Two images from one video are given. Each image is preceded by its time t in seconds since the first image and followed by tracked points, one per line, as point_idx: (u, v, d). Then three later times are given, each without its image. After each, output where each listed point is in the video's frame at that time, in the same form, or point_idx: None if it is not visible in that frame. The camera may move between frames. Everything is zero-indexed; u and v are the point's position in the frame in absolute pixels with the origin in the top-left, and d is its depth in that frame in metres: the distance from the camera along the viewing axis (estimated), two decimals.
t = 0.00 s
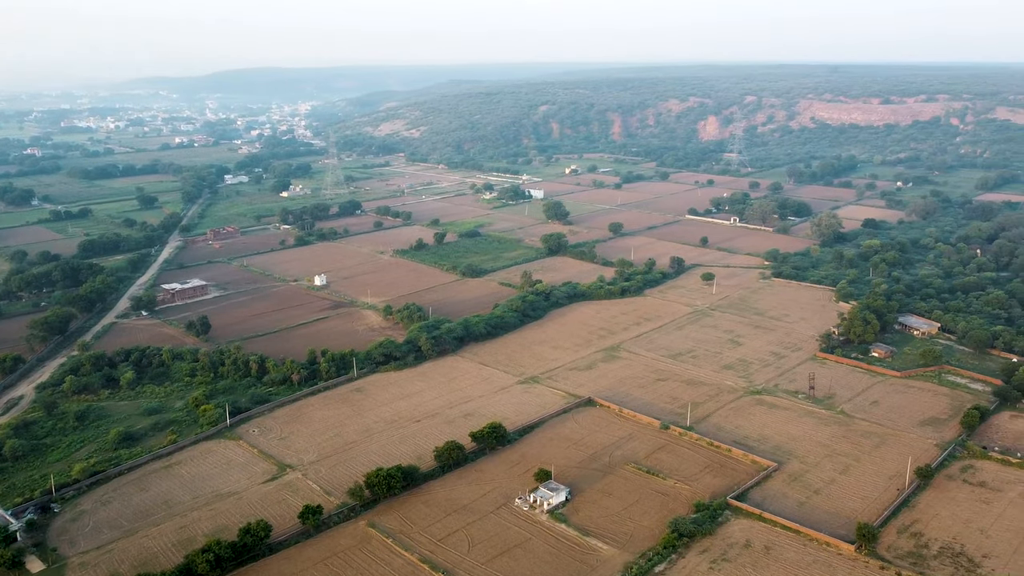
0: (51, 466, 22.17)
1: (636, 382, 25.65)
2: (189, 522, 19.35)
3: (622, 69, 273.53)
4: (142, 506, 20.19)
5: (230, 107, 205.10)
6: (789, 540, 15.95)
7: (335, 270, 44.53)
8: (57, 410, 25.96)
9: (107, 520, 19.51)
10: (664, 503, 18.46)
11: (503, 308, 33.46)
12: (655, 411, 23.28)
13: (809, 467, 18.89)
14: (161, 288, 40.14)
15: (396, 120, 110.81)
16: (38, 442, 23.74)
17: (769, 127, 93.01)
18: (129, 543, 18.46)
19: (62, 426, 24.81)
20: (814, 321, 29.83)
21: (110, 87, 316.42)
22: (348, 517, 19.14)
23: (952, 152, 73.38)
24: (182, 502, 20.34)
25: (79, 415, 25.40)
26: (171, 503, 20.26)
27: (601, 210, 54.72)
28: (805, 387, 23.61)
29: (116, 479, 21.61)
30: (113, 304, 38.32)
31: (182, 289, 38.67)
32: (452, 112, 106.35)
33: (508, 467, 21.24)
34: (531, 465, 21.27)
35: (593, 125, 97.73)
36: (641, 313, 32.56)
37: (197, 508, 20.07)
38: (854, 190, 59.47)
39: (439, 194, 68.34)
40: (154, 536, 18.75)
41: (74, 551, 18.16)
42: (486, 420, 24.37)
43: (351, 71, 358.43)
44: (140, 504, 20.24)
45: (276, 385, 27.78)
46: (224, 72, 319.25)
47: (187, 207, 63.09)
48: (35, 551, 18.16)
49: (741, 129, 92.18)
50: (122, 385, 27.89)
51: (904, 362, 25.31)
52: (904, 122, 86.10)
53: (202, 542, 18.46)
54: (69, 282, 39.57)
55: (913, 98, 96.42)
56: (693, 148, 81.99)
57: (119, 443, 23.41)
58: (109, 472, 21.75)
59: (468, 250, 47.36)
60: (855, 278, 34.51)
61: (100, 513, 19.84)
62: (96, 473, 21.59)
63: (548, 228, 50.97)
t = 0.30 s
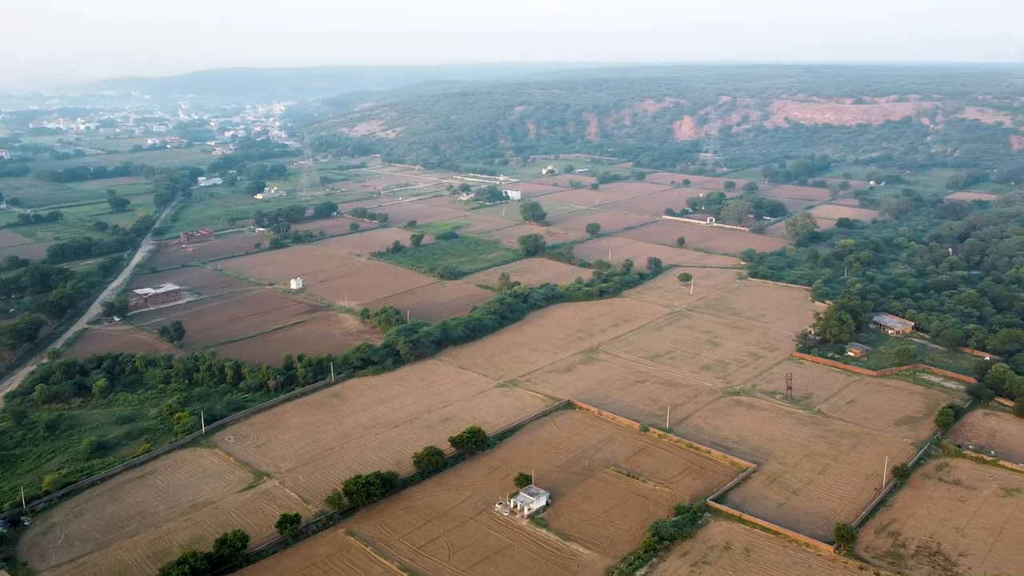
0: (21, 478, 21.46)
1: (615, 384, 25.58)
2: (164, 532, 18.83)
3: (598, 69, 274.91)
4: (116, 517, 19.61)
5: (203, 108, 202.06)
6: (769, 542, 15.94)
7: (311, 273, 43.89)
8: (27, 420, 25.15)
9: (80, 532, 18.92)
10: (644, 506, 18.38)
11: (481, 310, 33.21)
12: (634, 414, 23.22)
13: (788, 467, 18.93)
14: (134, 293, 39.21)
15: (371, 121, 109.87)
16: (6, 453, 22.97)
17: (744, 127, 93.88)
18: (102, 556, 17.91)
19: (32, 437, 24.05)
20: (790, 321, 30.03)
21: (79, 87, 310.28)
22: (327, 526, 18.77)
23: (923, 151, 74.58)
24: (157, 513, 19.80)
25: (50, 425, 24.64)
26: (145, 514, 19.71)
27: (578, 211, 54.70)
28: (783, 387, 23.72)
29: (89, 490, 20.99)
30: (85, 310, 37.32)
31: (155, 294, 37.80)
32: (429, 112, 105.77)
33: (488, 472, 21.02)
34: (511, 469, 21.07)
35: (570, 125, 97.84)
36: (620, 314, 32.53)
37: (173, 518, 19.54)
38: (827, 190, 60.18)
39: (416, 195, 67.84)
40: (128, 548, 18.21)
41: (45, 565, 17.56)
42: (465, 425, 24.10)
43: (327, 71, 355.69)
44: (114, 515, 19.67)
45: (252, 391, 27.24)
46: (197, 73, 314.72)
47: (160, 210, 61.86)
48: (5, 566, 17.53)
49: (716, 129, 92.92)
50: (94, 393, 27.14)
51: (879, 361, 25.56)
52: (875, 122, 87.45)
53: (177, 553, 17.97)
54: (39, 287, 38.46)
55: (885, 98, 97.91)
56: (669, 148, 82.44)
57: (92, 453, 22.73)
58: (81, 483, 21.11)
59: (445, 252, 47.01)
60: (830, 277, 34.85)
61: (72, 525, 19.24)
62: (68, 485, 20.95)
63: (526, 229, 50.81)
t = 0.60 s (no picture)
0: None
1: (594, 387, 25.49)
2: (138, 545, 18.30)
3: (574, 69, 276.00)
4: (89, 529, 19.03)
5: (176, 108, 199.17)
6: (749, 544, 15.92)
7: (286, 276, 43.24)
8: None
9: (51, 546, 18.32)
10: (624, 510, 18.29)
11: (459, 313, 32.94)
12: (613, 416, 23.13)
13: (766, 468, 18.97)
14: (105, 298, 38.29)
15: (347, 121, 108.87)
16: None
17: (719, 127, 94.67)
18: (74, 570, 17.35)
19: None
20: (767, 321, 30.22)
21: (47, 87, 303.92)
22: (305, 535, 18.40)
23: (895, 150, 75.74)
24: (131, 524, 19.25)
25: (19, 435, 23.88)
26: (119, 526, 19.15)
27: (556, 212, 54.64)
28: (760, 388, 23.81)
29: (60, 502, 20.36)
30: (55, 316, 36.36)
31: (127, 299, 36.94)
32: (405, 113, 105.09)
33: (468, 477, 20.79)
34: (491, 474, 20.85)
35: (546, 126, 97.88)
36: (598, 316, 32.48)
37: (148, 529, 19.01)
38: (801, 189, 60.87)
39: (392, 197, 67.29)
40: (101, 561, 17.66)
41: None
42: (444, 430, 23.82)
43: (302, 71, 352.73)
44: (86, 528, 19.08)
45: (228, 398, 26.68)
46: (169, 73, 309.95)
47: (132, 213, 60.61)
48: None
49: (691, 129, 93.63)
50: (65, 402, 26.38)
51: (855, 360, 25.78)
52: (847, 121, 88.74)
53: (152, 565, 17.47)
54: (7, 293, 37.39)
55: (857, 98, 99.34)
56: (645, 148, 82.84)
57: (64, 463, 22.06)
58: (52, 494, 20.48)
59: (423, 255, 46.60)
60: (806, 277, 35.16)
61: (43, 539, 18.64)
62: (38, 497, 20.29)
63: (503, 231, 50.61)
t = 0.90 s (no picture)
0: None
1: (573, 390, 25.37)
2: (110, 558, 17.76)
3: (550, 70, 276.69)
4: (60, 542, 18.45)
5: (148, 109, 195.91)
6: (729, 546, 15.90)
7: (261, 280, 42.53)
8: None
9: (20, 561, 17.72)
10: (605, 514, 18.18)
11: (437, 316, 32.62)
12: (593, 419, 23.04)
13: (745, 469, 18.99)
14: (76, 304, 37.30)
15: (322, 122, 107.63)
16: None
17: (694, 127, 95.37)
18: None
19: None
20: (743, 321, 30.37)
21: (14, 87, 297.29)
22: (282, 545, 18.01)
23: (867, 150, 76.82)
24: (104, 536, 18.69)
25: None
26: (91, 539, 18.59)
27: (533, 213, 54.49)
28: (738, 389, 23.88)
29: (29, 515, 19.71)
30: (23, 323, 35.32)
31: (98, 305, 36.03)
32: (381, 113, 104.28)
33: (448, 483, 20.55)
34: (471, 480, 20.62)
35: (522, 126, 97.77)
36: (576, 318, 32.39)
37: (121, 542, 18.48)
38: (776, 189, 61.49)
39: (368, 198, 66.64)
40: None
41: None
42: (422, 436, 23.52)
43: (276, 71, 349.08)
44: (57, 541, 18.49)
45: (202, 406, 26.08)
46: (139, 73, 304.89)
47: (102, 217, 59.26)
48: None
49: (667, 129, 94.19)
50: (35, 411, 25.58)
51: (830, 360, 25.99)
52: (820, 121, 89.93)
53: None
54: None
55: (829, 98, 100.70)
56: (621, 148, 83.11)
57: (33, 474, 21.38)
58: (21, 507, 19.81)
59: (399, 257, 46.15)
60: (781, 277, 35.42)
61: (11, 553, 18.02)
62: (6, 510, 19.63)
63: (480, 232, 50.34)
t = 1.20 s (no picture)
0: None
1: (549, 393, 25.22)
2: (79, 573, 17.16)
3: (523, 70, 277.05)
4: (26, 558, 17.80)
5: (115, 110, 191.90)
6: (706, 548, 15.87)
7: (233, 284, 41.73)
8: None
9: None
10: (583, 518, 18.04)
11: (411, 320, 32.24)
12: (569, 422, 22.91)
13: (721, 471, 19.01)
14: (42, 311, 36.19)
15: (293, 123, 106.19)
16: None
17: (666, 127, 96.03)
18: None
19: None
20: (718, 321, 30.52)
21: None
22: (256, 556, 17.56)
23: (837, 149, 77.97)
24: (72, 551, 18.07)
25: None
26: (59, 553, 17.97)
27: (507, 214, 54.27)
28: (713, 390, 23.94)
29: None
30: None
31: (66, 311, 35.01)
32: (353, 114, 103.28)
33: (424, 489, 20.25)
34: (448, 486, 20.35)
35: (495, 127, 97.53)
36: (552, 320, 32.26)
37: (90, 556, 17.87)
38: (748, 189, 62.12)
39: (341, 200, 65.86)
40: None
41: None
42: (398, 442, 23.19)
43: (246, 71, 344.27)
44: (23, 556, 17.83)
45: (174, 414, 25.40)
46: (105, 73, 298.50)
47: (69, 221, 57.74)
48: None
49: (640, 129, 94.70)
50: None
51: (804, 359, 26.21)
52: (790, 121, 91.11)
53: None
54: None
55: (799, 98, 102.11)
56: (595, 149, 83.33)
57: None
58: None
59: (373, 260, 45.62)
60: (754, 277, 35.70)
61: None
62: None
63: (454, 234, 50.00)
